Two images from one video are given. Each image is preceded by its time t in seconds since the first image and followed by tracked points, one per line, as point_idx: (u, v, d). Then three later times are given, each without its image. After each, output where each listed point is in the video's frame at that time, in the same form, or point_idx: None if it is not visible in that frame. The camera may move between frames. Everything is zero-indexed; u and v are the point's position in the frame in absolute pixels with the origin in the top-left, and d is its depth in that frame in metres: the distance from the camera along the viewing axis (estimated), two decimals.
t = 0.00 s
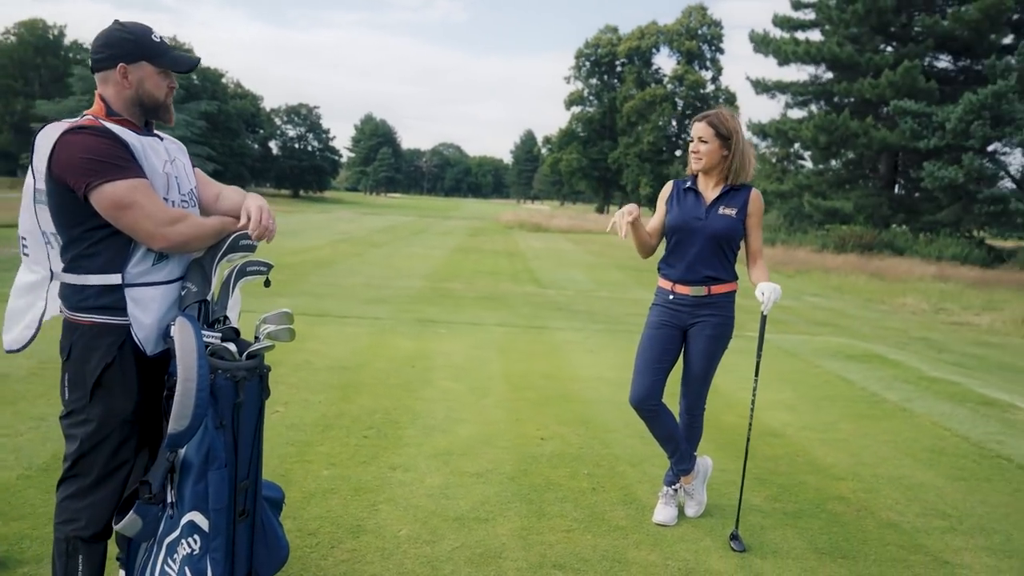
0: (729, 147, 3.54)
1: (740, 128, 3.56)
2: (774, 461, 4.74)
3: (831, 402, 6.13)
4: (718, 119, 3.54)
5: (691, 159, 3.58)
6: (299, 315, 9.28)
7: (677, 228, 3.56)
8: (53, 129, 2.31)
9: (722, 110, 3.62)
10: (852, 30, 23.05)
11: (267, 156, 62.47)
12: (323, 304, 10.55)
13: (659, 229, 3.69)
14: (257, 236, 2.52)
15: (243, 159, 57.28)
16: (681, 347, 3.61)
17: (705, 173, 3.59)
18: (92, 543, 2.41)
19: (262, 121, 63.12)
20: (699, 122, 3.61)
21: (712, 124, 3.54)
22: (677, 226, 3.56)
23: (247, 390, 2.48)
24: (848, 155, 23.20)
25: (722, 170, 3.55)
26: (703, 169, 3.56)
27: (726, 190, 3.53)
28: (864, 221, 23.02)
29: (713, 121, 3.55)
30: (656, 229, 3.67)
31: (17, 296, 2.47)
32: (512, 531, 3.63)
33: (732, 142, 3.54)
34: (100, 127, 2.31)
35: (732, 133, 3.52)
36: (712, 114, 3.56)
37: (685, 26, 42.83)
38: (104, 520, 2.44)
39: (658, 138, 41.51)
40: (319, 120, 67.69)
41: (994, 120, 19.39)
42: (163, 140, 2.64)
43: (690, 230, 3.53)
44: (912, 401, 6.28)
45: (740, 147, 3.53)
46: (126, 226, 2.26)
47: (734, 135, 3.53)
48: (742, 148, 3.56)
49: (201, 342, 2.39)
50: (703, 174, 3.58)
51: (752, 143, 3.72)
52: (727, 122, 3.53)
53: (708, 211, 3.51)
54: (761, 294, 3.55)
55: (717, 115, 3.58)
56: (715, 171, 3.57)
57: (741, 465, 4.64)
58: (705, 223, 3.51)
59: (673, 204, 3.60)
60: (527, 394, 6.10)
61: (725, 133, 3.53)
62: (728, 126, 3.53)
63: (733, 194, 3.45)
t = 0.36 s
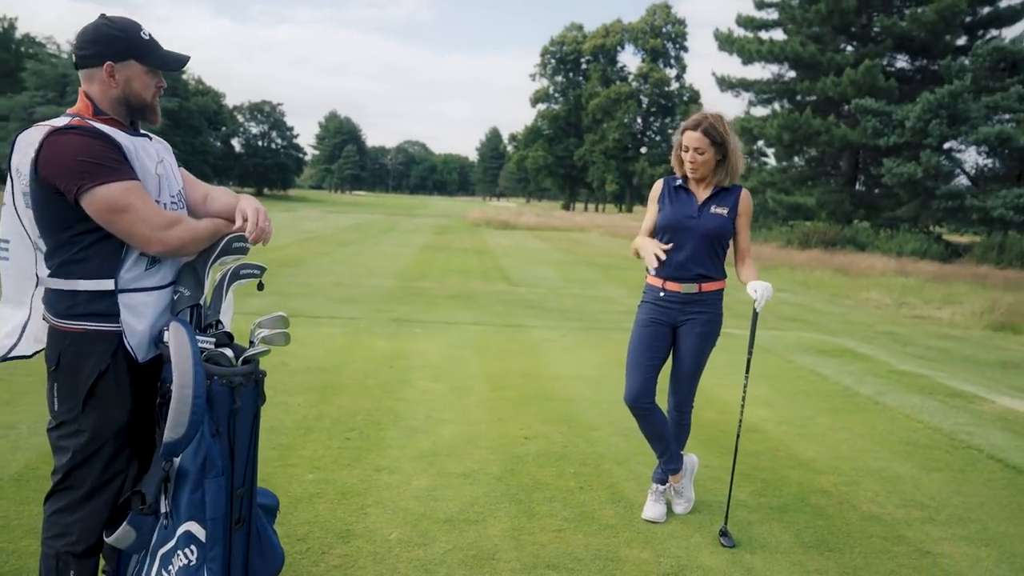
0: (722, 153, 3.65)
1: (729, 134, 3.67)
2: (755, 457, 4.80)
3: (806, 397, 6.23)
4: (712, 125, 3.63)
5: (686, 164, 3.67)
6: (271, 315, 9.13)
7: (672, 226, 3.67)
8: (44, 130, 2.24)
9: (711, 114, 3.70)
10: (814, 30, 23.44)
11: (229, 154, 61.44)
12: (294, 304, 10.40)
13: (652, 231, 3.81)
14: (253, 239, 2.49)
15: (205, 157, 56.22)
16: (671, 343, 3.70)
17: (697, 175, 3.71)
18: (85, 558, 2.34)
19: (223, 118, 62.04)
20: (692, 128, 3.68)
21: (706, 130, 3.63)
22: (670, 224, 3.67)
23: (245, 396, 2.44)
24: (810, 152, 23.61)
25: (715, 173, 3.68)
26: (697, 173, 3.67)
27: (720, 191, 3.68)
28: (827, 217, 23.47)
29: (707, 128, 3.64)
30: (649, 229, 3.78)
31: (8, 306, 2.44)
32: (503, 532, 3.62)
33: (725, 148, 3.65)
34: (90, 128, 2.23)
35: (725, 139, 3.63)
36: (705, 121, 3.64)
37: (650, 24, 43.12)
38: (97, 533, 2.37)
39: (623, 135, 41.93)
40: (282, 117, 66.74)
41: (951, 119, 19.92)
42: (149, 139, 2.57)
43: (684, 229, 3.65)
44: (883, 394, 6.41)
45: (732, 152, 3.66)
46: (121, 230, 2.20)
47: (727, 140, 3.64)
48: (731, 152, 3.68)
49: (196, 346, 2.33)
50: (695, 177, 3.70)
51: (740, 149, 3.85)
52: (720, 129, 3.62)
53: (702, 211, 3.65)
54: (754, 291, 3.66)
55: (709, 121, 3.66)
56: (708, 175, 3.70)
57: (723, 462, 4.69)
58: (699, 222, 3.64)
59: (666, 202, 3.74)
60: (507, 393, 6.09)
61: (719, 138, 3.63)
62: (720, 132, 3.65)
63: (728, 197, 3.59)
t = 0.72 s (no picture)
0: (724, 152, 3.66)
1: (731, 131, 3.68)
2: (751, 454, 4.82)
3: (795, 393, 6.27)
4: (716, 124, 3.63)
5: (690, 162, 3.67)
6: (254, 316, 9.00)
7: (673, 226, 3.68)
8: (44, 130, 2.16)
9: (715, 111, 3.70)
10: (791, 29, 23.65)
11: (203, 152, 60.63)
12: (278, 304, 10.27)
13: (652, 230, 3.81)
14: (259, 242, 2.46)
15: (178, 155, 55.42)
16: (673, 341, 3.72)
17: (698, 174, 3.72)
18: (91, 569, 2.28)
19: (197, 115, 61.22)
20: (696, 127, 3.67)
21: (711, 129, 3.62)
22: (672, 224, 3.68)
23: (252, 402, 2.39)
24: (787, 150, 23.82)
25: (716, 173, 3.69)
26: (699, 172, 3.68)
27: (721, 191, 3.69)
28: (804, 214, 23.71)
29: (711, 126, 3.64)
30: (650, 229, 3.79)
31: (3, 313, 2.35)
32: (505, 534, 3.59)
33: (727, 148, 3.66)
34: (92, 128, 2.16)
35: (727, 139, 3.64)
36: (710, 119, 3.63)
37: (627, 22, 43.22)
38: (102, 545, 2.30)
39: (601, 133, 42.03)
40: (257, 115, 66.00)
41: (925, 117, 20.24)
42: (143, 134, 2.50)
43: (686, 228, 3.66)
44: (871, 390, 6.48)
45: (733, 151, 3.67)
46: (127, 234, 2.15)
47: (730, 140, 3.65)
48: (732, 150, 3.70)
49: (203, 351, 2.28)
50: (697, 176, 3.71)
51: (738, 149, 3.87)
52: (724, 128, 3.63)
53: (703, 211, 3.66)
54: (756, 289, 3.69)
55: (713, 119, 3.65)
56: (708, 174, 3.71)
57: (720, 460, 4.70)
58: (700, 222, 3.64)
59: (667, 201, 3.73)
60: (499, 393, 6.06)
61: (722, 137, 3.64)
62: (723, 131, 3.65)
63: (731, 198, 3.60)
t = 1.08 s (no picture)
0: (719, 144, 3.67)
1: (727, 125, 3.70)
2: (745, 451, 4.83)
3: (785, 390, 6.31)
4: (709, 117, 3.65)
5: (684, 157, 3.68)
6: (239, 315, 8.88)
7: (670, 225, 3.68)
8: (46, 124, 2.10)
9: (711, 107, 3.73)
10: (769, 28, 23.86)
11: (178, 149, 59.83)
12: (261, 303, 10.14)
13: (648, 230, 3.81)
14: (265, 242, 2.41)
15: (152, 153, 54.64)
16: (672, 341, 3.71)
17: (693, 170, 3.72)
18: None
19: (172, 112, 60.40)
20: (690, 120, 3.70)
21: (704, 121, 3.65)
22: (668, 224, 3.68)
23: (258, 403, 2.33)
24: (766, 148, 24.03)
25: (712, 167, 3.69)
26: (694, 166, 3.69)
27: (716, 188, 3.69)
28: (782, 211, 23.93)
29: (704, 119, 3.67)
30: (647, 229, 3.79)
31: None
32: (506, 534, 3.56)
33: (722, 140, 3.67)
34: (97, 123, 2.10)
35: (723, 130, 3.66)
36: (704, 112, 3.67)
37: (606, 20, 43.32)
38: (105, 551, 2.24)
39: (580, 131, 42.15)
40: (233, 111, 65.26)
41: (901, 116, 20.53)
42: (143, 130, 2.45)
43: (682, 228, 3.65)
44: (858, 386, 6.54)
45: (730, 143, 3.66)
46: (134, 232, 2.10)
47: (724, 131, 3.66)
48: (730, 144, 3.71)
49: (207, 352, 2.22)
50: (692, 172, 3.71)
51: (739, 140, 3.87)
52: (718, 120, 3.65)
53: (699, 210, 3.66)
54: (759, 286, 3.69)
55: (708, 113, 3.69)
56: (703, 169, 3.71)
57: (715, 457, 4.71)
58: (696, 222, 3.64)
59: (662, 201, 3.74)
60: (490, 391, 6.03)
61: (716, 129, 3.65)
62: (718, 123, 3.67)
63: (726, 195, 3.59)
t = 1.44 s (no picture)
0: (709, 140, 3.67)
1: (718, 120, 3.70)
2: (736, 447, 4.86)
3: (772, 386, 6.36)
4: (699, 113, 3.66)
5: (676, 153, 3.68)
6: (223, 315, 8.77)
7: (664, 221, 3.68)
8: (45, 121, 2.06)
9: (700, 103, 3.73)
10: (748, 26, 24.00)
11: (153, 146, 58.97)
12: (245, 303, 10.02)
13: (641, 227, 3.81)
14: (267, 241, 2.38)
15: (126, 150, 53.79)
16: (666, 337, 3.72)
17: (685, 166, 3.72)
18: None
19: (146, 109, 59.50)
20: (680, 117, 3.70)
21: (695, 118, 3.65)
22: (663, 220, 3.68)
23: (262, 405, 2.29)
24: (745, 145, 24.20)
25: (703, 164, 3.69)
26: (686, 161, 3.69)
27: (709, 185, 3.70)
28: (761, 208, 24.12)
29: (694, 116, 3.67)
30: (641, 227, 3.79)
31: None
32: (503, 533, 3.55)
33: (712, 135, 3.67)
34: (98, 121, 2.06)
35: (713, 126, 3.66)
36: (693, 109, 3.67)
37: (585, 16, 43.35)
38: (107, 556, 2.21)
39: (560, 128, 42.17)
40: (209, 108, 64.46)
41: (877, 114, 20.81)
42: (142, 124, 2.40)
43: (676, 224, 3.66)
44: (843, 381, 6.60)
45: (720, 139, 3.67)
46: (137, 231, 2.07)
47: (714, 127, 3.66)
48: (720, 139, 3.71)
49: (211, 353, 2.18)
50: (684, 168, 3.72)
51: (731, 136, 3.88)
52: (709, 117, 3.66)
53: (693, 206, 3.66)
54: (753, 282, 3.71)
55: (698, 109, 3.69)
56: (696, 165, 3.71)
57: (707, 454, 4.73)
58: (691, 218, 3.65)
59: (655, 198, 3.73)
60: (480, 389, 6.01)
61: (706, 125, 3.66)
62: (708, 119, 3.67)
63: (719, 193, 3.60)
